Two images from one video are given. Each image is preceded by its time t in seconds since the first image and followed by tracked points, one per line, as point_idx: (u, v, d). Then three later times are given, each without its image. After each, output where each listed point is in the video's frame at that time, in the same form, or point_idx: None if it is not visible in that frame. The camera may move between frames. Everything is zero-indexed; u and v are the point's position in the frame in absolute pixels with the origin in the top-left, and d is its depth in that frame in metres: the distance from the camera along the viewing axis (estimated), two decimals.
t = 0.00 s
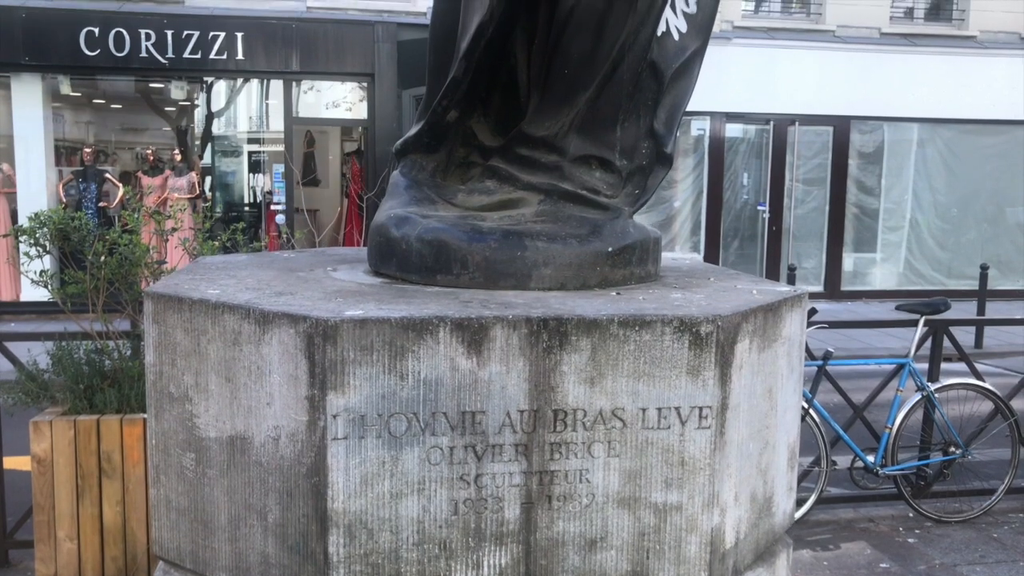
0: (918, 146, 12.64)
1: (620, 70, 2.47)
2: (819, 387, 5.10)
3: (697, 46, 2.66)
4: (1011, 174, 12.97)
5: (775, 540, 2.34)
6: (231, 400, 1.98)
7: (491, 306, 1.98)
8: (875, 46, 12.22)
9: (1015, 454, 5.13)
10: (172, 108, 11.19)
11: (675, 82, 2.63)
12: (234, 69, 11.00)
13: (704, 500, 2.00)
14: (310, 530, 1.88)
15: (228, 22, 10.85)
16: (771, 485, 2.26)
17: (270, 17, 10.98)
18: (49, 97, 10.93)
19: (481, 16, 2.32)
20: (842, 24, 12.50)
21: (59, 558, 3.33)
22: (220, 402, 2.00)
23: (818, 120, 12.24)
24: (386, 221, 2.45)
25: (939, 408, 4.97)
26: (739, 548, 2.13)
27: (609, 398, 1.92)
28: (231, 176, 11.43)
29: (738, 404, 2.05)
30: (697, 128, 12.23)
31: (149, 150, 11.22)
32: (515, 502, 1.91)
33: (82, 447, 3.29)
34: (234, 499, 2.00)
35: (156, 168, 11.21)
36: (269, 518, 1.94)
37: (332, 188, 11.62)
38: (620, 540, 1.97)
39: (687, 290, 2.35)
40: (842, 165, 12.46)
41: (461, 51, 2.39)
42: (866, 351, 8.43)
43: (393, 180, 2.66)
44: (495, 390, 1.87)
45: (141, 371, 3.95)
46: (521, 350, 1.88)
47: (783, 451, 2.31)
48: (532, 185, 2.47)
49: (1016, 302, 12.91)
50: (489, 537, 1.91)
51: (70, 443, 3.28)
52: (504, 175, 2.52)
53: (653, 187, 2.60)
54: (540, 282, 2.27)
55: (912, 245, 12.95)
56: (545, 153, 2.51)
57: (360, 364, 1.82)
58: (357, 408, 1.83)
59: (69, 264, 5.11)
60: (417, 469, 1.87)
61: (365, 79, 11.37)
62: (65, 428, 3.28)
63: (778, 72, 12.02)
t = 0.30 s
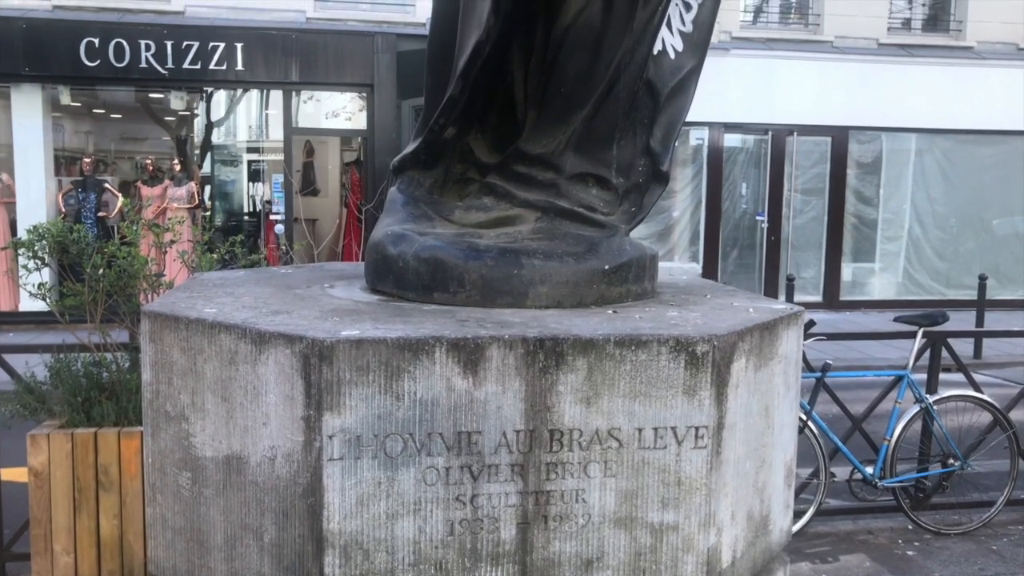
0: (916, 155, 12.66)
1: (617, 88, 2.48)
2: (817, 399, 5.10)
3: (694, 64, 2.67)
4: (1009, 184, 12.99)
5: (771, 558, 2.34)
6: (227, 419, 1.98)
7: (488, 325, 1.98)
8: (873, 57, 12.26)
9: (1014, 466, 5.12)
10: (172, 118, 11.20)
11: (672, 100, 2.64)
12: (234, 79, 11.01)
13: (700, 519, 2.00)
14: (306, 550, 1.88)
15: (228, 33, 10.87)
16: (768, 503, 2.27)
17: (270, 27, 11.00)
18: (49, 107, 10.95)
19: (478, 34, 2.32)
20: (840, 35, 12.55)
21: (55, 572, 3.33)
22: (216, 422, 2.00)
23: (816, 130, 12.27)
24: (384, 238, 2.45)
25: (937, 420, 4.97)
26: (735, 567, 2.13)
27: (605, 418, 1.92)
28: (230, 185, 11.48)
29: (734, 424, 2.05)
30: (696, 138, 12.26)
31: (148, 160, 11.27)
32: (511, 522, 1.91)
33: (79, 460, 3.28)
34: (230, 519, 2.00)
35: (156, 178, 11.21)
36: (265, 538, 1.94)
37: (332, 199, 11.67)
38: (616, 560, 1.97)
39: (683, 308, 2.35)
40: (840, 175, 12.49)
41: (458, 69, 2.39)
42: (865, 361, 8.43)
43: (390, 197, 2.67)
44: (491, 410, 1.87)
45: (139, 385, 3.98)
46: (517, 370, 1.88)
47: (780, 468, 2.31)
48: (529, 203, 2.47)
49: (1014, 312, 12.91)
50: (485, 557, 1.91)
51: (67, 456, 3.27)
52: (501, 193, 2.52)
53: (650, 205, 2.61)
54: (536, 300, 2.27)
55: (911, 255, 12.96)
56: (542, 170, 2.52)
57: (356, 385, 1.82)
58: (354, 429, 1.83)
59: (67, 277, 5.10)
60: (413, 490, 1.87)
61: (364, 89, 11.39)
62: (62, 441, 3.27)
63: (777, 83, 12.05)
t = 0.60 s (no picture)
0: (914, 164, 12.69)
1: (614, 105, 2.49)
2: (816, 410, 5.09)
3: (691, 80, 2.68)
4: (1007, 193, 13.01)
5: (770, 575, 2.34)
6: (224, 437, 1.98)
7: (485, 343, 1.99)
8: (871, 67, 12.29)
9: (1013, 477, 5.11)
10: (172, 127, 11.24)
11: (668, 116, 2.65)
12: (234, 89, 11.02)
13: (697, 537, 2.01)
14: (302, 568, 1.88)
15: (228, 43, 10.89)
16: (766, 520, 2.26)
17: (270, 37, 11.03)
18: (49, 116, 10.97)
19: (476, 50, 2.33)
20: (838, 45, 12.57)
21: None
22: (213, 440, 2.00)
23: (815, 139, 12.29)
24: (382, 254, 2.46)
25: (936, 431, 4.97)
26: None
27: (602, 436, 1.92)
28: (230, 194, 11.52)
29: (732, 441, 2.05)
30: (694, 147, 12.30)
31: (148, 168, 11.29)
32: (508, 540, 1.91)
33: (78, 472, 3.28)
34: (227, 537, 2.00)
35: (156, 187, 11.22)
36: (261, 556, 1.93)
37: (330, 208, 11.72)
38: None
39: (680, 324, 2.35)
40: (839, 184, 12.51)
41: (456, 85, 2.39)
42: (864, 372, 8.42)
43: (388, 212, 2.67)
44: (488, 428, 1.88)
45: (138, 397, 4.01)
46: (514, 388, 1.88)
47: (777, 485, 2.30)
48: (527, 218, 2.48)
49: (1013, 321, 12.91)
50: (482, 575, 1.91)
51: (65, 469, 3.26)
52: (499, 208, 2.53)
53: (646, 221, 2.62)
54: (533, 317, 2.28)
55: (909, 264, 12.96)
56: (539, 186, 2.52)
57: (353, 403, 1.82)
58: (350, 447, 1.83)
59: (66, 289, 5.11)
60: (409, 508, 1.86)
61: (364, 99, 11.41)
62: (60, 453, 3.26)
63: (776, 93, 12.08)
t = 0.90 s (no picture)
0: (912, 177, 12.72)
1: (610, 128, 2.50)
2: (814, 425, 5.09)
3: (687, 104, 2.70)
4: (1004, 207, 13.05)
5: None
6: (220, 461, 1.98)
7: (481, 367, 1.99)
8: (868, 81, 12.34)
9: (1011, 493, 5.10)
10: (172, 140, 11.27)
11: (664, 140, 2.66)
12: (234, 103, 11.04)
13: (693, 562, 2.01)
14: None
15: (228, 57, 10.92)
16: (762, 543, 2.26)
17: (270, 52, 11.07)
18: (49, 129, 11.00)
19: (474, 74, 2.35)
20: (836, 60, 12.62)
21: None
22: (210, 464, 2.00)
23: (813, 153, 12.33)
24: (379, 276, 2.46)
25: (934, 447, 4.97)
26: None
27: (598, 462, 1.93)
28: (229, 207, 11.53)
29: (728, 465, 2.05)
30: (692, 160, 12.34)
31: (147, 182, 11.32)
32: (504, 566, 1.90)
33: (75, 489, 3.34)
34: (222, 561, 1.99)
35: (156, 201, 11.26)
36: None
37: (328, 221, 11.63)
38: None
39: (677, 347, 2.36)
40: (837, 198, 12.54)
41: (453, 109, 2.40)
42: (861, 386, 8.42)
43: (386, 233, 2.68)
44: (484, 453, 1.88)
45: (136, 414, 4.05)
46: (510, 414, 1.88)
47: (774, 508, 2.30)
48: (524, 240, 2.49)
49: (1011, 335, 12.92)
50: None
51: (62, 486, 3.32)
52: (496, 229, 2.53)
53: (643, 244, 2.63)
54: (530, 339, 2.28)
55: (907, 278, 12.98)
56: (536, 208, 2.53)
57: (349, 429, 1.83)
58: (346, 473, 1.83)
59: (64, 305, 5.11)
60: (405, 534, 1.86)
61: (363, 113, 11.44)
62: (56, 470, 3.33)
63: (774, 107, 12.13)
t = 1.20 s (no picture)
0: (910, 190, 12.75)
1: (607, 147, 2.50)
2: (812, 439, 5.09)
3: (683, 123, 2.70)
4: (1002, 219, 13.07)
5: None
6: (217, 482, 1.98)
7: (477, 388, 1.99)
8: (865, 94, 12.38)
9: (1011, 507, 5.09)
10: (171, 152, 11.29)
11: (661, 159, 2.67)
12: (233, 115, 11.06)
13: None
14: None
15: (227, 70, 10.95)
16: (760, 562, 2.25)
17: (269, 64, 11.09)
18: (49, 141, 11.01)
19: (470, 94, 2.36)
20: (833, 73, 12.65)
21: None
22: (206, 484, 2.00)
23: (810, 166, 12.37)
24: (376, 294, 2.46)
25: (933, 460, 4.96)
26: None
27: (595, 482, 1.92)
28: (228, 218, 11.54)
29: (725, 485, 2.05)
30: (691, 172, 12.34)
31: (147, 194, 11.33)
32: None
33: (71, 505, 3.37)
34: None
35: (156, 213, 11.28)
36: None
37: (328, 233, 11.88)
38: None
39: (673, 366, 2.36)
40: (835, 210, 12.57)
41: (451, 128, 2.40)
42: (859, 399, 8.41)
43: (384, 251, 2.69)
44: (480, 474, 1.88)
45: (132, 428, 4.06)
46: (507, 435, 1.88)
47: (771, 526, 2.30)
48: (521, 258, 2.49)
49: (1010, 347, 12.92)
50: None
51: (59, 501, 3.35)
52: (493, 247, 2.53)
53: (639, 262, 2.64)
54: (527, 358, 2.28)
55: (906, 289, 12.99)
56: (534, 227, 2.53)
57: (346, 451, 1.83)
58: (342, 494, 1.83)
59: (63, 320, 5.11)
60: (401, 555, 1.86)
61: (362, 126, 11.47)
62: (53, 486, 3.35)
63: (771, 120, 12.18)
